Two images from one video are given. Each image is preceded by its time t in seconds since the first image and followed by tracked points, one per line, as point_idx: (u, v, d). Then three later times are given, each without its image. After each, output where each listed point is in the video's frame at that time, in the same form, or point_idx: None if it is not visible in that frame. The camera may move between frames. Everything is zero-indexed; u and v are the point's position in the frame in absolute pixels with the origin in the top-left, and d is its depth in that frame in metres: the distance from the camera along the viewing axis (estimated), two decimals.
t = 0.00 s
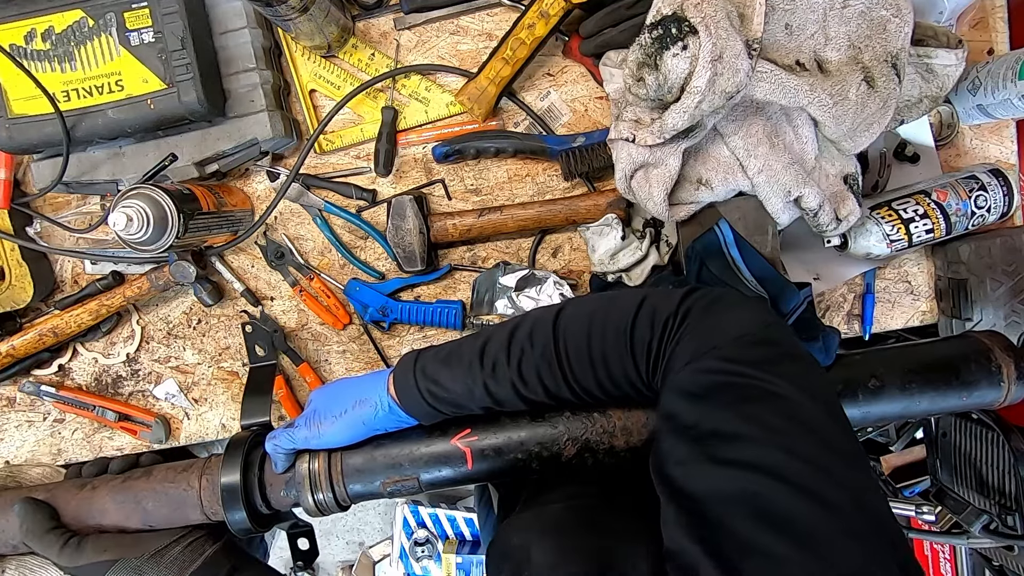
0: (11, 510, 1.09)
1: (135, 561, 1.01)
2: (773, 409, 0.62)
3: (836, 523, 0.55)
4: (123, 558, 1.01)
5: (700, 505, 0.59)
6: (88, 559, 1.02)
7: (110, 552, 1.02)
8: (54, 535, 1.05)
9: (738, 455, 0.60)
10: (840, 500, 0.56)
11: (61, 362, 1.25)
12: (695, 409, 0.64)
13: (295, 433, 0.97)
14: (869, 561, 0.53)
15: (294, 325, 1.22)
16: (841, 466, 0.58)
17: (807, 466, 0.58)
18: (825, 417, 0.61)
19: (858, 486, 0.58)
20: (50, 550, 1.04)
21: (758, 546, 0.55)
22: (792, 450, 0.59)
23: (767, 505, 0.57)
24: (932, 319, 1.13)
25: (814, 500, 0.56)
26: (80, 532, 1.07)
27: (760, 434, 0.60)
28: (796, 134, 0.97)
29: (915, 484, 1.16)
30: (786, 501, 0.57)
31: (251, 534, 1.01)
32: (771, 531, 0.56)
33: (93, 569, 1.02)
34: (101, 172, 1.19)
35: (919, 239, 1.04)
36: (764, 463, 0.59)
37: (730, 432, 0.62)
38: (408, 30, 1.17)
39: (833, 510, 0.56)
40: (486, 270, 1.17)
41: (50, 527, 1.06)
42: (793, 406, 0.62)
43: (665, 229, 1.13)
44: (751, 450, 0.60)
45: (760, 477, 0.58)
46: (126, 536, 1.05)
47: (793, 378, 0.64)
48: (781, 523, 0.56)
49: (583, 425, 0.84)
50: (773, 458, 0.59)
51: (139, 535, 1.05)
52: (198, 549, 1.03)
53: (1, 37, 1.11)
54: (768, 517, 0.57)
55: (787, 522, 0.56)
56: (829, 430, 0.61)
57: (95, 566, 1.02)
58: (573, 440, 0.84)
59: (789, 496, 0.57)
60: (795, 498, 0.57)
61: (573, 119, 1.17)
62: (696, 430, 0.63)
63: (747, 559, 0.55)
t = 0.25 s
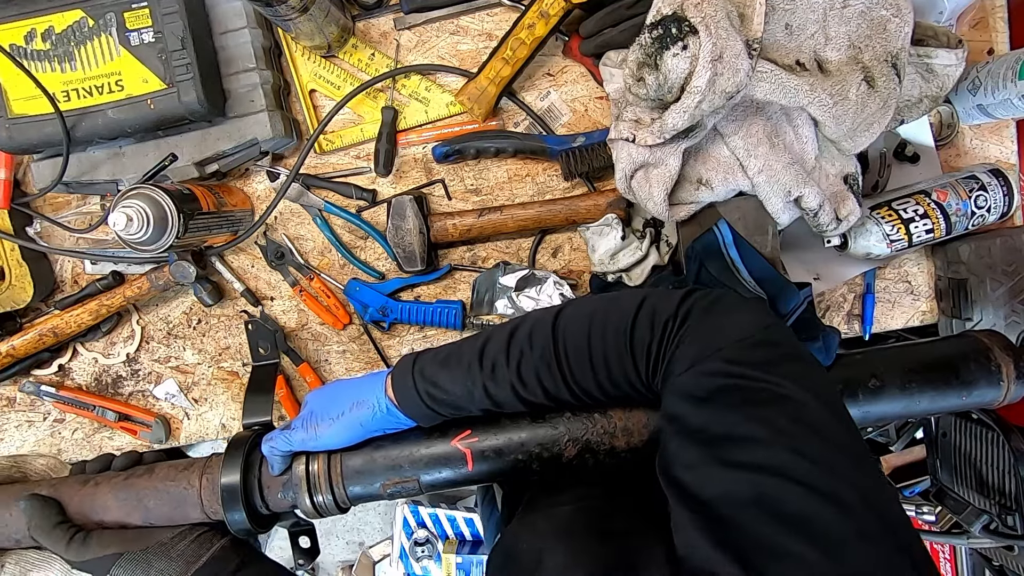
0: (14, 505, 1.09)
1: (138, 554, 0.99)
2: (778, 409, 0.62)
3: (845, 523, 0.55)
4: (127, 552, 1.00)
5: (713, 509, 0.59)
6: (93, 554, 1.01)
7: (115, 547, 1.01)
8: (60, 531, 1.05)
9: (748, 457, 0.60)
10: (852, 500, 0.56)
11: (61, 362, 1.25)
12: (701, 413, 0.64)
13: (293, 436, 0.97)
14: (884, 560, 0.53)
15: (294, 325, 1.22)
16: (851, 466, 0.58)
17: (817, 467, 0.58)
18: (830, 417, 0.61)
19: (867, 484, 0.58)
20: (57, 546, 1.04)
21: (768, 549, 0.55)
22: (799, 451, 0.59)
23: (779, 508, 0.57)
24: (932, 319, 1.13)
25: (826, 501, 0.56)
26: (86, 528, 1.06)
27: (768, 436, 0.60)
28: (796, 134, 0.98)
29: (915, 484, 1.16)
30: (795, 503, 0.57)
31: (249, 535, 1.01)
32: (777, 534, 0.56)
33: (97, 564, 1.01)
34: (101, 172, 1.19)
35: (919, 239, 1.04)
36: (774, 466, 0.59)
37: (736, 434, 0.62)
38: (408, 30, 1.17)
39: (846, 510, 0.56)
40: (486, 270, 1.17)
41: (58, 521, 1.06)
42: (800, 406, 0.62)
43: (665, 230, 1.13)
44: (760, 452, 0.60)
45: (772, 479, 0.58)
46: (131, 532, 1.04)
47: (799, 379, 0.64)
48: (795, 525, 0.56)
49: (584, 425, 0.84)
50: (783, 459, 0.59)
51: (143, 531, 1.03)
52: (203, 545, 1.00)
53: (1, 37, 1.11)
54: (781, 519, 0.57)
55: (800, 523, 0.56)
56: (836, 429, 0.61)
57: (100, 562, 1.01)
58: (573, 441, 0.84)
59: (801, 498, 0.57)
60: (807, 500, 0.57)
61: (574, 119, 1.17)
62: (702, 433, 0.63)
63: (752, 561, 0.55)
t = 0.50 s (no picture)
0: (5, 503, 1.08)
1: (130, 557, 0.99)
2: (773, 400, 0.61)
3: (838, 512, 0.55)
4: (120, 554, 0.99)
5: (703, 499, 0.59)
6: (87, 556, 1.00)
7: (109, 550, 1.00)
8: (53, 533, 1.04)
9: (742, 447, 0.60)
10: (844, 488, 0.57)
11: (61, 363, 1.25)
12: (694, 403, 0.64)
13: (291, 437, 0.97)
14: (876, 551, 0.53)
15: (294, 325, 1.22)
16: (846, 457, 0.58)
17: (811, 457, 0.58)
18: (825, 408, 0.61)
19: (861, 475, 0.58)
20: (49, 548, 1.02)
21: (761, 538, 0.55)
22: (793, 442, 0.59)
23: (772, 496, 0.57)
24: (932, 319, 1.13)
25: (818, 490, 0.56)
26: (80, 530, 1.05)
27: (762, 426, 0.60)
28: (796, 134, 0.98)
29: (915, 484, 1.16)
30: (789, 493, 0.57)
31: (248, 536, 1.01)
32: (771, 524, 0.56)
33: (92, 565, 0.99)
34: (101, 172, 1.19)
35: (919, 239, 1.04)
36: (767, 456, 0.59)
37: (730, 423, 0.61)
38: (408, 30, 1.17)
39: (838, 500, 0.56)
40: (486, 270, 1.17)
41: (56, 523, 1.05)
42: (796, 397, 0.61)
43: (665, 229, 1.13)
44: (755, 442, 0.59)
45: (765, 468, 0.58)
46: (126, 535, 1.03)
47: (794, 370, 0.63)
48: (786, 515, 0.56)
49: (584, 426, 0.84)
50: (777, 449, 0.59)
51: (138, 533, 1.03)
52: (197, 548, 1.03)
53: (1, 37, 1.11)
54: (773, 508, 0.57)
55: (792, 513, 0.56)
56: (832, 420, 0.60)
57: (93, 562, 0.99)
58: (573, 441, 0.84)
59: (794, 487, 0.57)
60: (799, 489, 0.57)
61: (574, 119, 1.17)
62: (696, 422, 0.63)
63: (750, 556, 0.55)
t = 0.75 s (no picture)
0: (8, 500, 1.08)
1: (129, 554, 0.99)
2: (776, 403, 0.62)
3: (842, 515, 0.55)
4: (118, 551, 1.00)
5: (706, 499, 0.60)
6: (86, 552, 1.01)
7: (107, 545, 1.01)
8: (52, 528, 1.04)
9: (744, 449, 0.60)
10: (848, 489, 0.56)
11: (61, 362, 1.25)
12: (698, 407, 0.64)
13: (293, 434, 0.97)
14: (880, 552, 0.53)
15: (294, 325, 1.22)
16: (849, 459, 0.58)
17: (814, 459, 0.58)
18: (829, 411, 0.61)
19: (865, 476, 0.58)
20: (48, 542, 1.03)
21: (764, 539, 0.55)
22: (797, 445, 0.59)
23: (774, 499, 0.57)
24: (932, 319, 1.13)
25: (821, 491, 0.56)
26: (79, 526, 1.06)
27: (766, 429, 0.60)
28: (796, 134, 0.97)
29: (915, 484, 1.16)
30: (792, 495, 0.57)
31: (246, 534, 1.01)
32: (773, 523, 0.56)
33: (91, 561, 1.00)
34: (101, 172, 1.19)
35: (919, 239, 1.04)
36: (770, 458, 0.59)
37: (733, 427, 0.61)
38: (408, 30, 1.17)
39: (841, 501, 0.56)
40: (486, 270, 1.17)
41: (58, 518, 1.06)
42: (799, 401, 0.61)
43: (666, 229, 1.13)
44: (757, 445, 0.60)
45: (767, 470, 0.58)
46: (126, 531, 1.04)
47: (796, 373, 0.64)
48: (789, 516, 0.56)
49: (584, 425, 0.84)
50: (780, 452, 0.59)
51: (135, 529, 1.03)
52: (195, 543, 1.01)
53: (1, 37, 1.11)
54: (775, 510, 0.57)
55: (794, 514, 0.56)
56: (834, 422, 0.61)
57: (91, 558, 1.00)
58: (573, 441, 0.84)
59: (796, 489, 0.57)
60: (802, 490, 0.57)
61: (573, 119, 1.17)
62: (700, 426, 0.63)
63: (754, 557, 0.55)
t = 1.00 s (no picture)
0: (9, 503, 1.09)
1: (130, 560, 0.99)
2: (770, 400, 0.61)
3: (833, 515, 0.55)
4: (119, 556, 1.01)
5: (695, 496, 0.59)
6: (85, 558, 1.01)
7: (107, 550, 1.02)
8: (52, 534, 1.04)
9: (736, 445, 0.60)
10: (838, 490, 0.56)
11: (61, 363, 1.25)
12: (690, 401, 0.64)
13: (291, 438, 0.96)
14: (869, 555, 0.53)
15: (294, 325, 1.22)
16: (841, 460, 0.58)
17: (807, 458, 0.58)
18: (823, 411, 0.61)
19: (856, 479, 0.58)
20: (48, 549, 1.03)
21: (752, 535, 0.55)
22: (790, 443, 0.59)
23: (764, 496, 0.57)
24: (931, 319, 1.14)
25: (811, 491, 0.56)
26: (79, 532, 1.06)
27: (760, 426, 0.60)
28: (796, 134, 0.97)
29: (915, 484, 1.16)
30: (784, 492, 0.56)
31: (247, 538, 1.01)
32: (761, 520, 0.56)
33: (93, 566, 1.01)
34: (101, 172, 1.19)
35: (919, 239, 1.04)
36: (761, 455, 0.59)
37: (726, 423, 0.61)
38: (408, 30, 1.17)
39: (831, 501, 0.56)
40: (486, 270, 1.17)
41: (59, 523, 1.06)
42: (794, 399, 0.61)
43: (666, 229, 1.13)
44: (750, 441, 0.59)
45: (756, 467, 0.58)
46: (124, 535, 1.04)
47: (793, 372, 0.63)
48: (778, 514, 0.56)
49: (586, 426, 0.84)
50: (773, 450, 0.59)
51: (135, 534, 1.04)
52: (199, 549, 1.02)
53: (1, 37, 1.11)
54: (766, 508, 0.56)
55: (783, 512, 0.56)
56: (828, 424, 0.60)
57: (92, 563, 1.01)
58: (574, 442, 0.84)
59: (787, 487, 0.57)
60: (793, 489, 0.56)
61: (574, 119, 1.17)
62: (693, 420, 0.63)
63: (745, 552, 0.55)
